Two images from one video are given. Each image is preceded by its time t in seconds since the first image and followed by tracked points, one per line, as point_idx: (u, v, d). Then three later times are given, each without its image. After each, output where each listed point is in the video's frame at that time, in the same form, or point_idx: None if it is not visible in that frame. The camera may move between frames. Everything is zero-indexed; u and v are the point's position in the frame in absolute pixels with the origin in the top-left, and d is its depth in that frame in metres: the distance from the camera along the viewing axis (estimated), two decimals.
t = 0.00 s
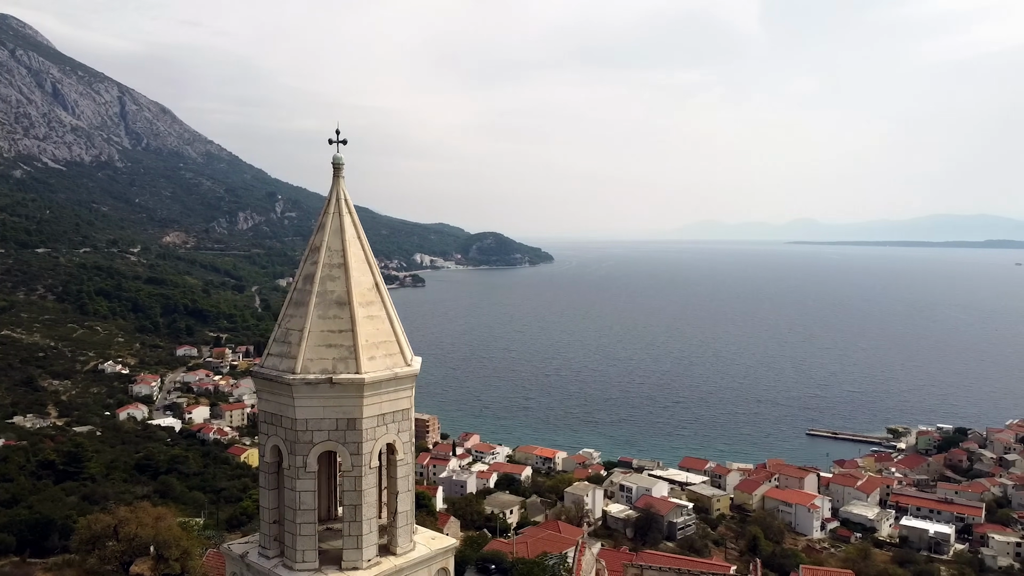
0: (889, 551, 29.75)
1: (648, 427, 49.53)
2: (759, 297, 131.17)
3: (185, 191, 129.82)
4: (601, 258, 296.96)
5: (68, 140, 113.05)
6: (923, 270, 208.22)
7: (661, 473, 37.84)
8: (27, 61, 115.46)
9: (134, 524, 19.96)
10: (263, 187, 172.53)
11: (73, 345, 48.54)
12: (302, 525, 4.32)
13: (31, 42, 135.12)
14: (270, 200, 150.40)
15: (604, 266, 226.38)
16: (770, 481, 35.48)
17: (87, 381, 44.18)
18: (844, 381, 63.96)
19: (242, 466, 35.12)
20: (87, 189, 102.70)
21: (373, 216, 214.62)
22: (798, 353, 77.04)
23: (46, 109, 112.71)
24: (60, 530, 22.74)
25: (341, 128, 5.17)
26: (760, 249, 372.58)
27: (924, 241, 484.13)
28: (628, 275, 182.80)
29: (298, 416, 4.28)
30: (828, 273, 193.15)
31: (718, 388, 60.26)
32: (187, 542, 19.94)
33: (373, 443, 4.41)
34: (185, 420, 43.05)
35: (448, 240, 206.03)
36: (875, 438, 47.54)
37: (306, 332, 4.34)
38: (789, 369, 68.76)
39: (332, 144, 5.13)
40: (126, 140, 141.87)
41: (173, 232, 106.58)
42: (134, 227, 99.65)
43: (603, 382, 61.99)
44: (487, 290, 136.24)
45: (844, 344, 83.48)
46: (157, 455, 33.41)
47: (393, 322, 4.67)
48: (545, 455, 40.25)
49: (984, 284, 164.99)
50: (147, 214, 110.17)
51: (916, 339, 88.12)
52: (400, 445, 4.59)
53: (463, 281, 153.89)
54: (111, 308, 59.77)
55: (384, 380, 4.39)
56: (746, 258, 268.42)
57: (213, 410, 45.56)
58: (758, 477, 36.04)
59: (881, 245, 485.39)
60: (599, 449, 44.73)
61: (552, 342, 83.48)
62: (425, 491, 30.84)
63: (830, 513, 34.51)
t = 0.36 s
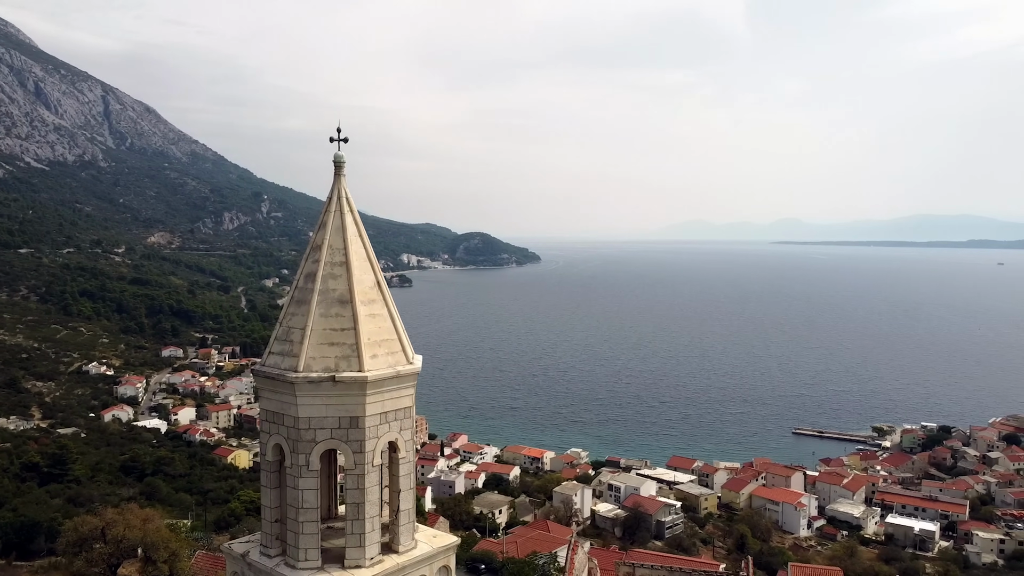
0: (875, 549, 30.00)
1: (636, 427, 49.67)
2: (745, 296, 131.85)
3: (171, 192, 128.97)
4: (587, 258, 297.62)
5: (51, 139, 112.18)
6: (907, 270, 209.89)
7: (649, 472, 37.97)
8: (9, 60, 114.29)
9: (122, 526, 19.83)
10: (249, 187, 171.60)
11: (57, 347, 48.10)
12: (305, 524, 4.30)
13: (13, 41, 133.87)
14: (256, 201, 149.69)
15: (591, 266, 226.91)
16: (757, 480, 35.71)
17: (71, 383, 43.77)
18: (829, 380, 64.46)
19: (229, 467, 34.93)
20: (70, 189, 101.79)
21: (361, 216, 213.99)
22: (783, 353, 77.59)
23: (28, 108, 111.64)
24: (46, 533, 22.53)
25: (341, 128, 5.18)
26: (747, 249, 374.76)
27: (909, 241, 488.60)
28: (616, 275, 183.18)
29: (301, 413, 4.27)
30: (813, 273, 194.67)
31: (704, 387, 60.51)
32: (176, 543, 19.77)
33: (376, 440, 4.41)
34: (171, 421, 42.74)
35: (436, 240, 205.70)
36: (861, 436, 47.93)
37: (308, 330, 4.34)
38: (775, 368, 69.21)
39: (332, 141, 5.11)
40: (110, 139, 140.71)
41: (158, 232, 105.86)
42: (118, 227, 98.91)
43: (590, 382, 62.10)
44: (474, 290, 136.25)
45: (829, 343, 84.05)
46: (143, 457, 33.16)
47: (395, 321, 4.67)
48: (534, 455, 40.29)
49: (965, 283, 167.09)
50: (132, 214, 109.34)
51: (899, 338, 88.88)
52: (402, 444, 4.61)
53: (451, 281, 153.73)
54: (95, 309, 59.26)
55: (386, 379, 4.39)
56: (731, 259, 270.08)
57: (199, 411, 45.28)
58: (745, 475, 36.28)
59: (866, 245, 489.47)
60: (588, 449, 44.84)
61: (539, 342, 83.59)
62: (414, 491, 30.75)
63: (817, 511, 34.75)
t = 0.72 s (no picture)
0: (867, 547, 30.17)
1: (629, 427, 49.72)
2: (736, 296, 132.29)
3: (161, 192, 128.55)
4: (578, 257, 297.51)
5: (41, 139, 111.84)
6: (898, 270, 210.82)
7: (642, 471, 38.07)
8: None
9: (116, 527, 19.70)
10: (241, 186, 171.19)
11: (47, 347, 47.84)
12: (310, 521, 4.31)
13: (3, 40, 133.22)
14: (247, 201, 149.28)
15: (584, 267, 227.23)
16: (749, 479, 35.86)
17: (62, 383, 43.60)
18: (820, 379, 64.69)
19: (221, 468, 34.83)
20: (60, 189, 101.35)
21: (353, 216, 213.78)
22: (774, 352, 77.77)
23: (18, 108, 111.13)
24: (39, 534, 22.42)
25: (348, 126, 5.18)
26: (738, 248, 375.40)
27: (900, 241, 490.10)
28: (608, 275, 183.39)
29: (306, 412, 4.26)
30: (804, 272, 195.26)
31: (697, 387, 60.61)
32: (169, 544, 19.64)
33: (382, 437, 4.41)
34: (162, 422, 42.58)
35: (429, 241, 205.56)
36: (852, 435, 48.15)
37: (313, 327, 4.33)
38: (766, 368, 69.45)
39: (340, 138, 5.11)
40: (100, 139, 140.17)
41: (149, 232, 105.48)
42: (109, 227, 98.52)
43: (583, 382, 62.15)
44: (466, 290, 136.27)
45: (820, 343, 84.40)
46: (135, 458, 33.03)
47: (400, 319, 4.66)
48: (527, 455, 40.32)
49: (954, 283, 168.01)
50: (123, 214, 108.93)
51: (889, 338, 89.33)
52: (407, 441, 4.60)
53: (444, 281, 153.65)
54: (86, 309, 59.00)
55: (391, 377, 4.39)
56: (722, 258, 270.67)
57: (191, 412, 45.13)
58: (738, 475, 36.41)
59: (857, 245, 490.41)
60: (581, 449, 44.91)
61: (531, 342, 83.67)
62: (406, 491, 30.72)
63: (809, 509, 34.89)
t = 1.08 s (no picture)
0: (856, 545, 30.37)
1: (619, 427, 49.83)
2: (725, 296, 132.87)
3: (149, 192, 127.74)
4: (568, 258, 297.60)
5: (27, 138, 111.19)
6: (885, 270, 212.19)
7: (633, 471, 38.19)
8: None
9: (106, 528, 19.57)
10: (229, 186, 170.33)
11: (34, 348, 47.41)
12: (312, 518, 4.29)
13: None
14: (236, 201, 148.51)
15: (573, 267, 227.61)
16: (739, 478, 36.08)
17: (49, 385, 43.21)
18: (808, 379, 64.98)
19: (210, 469, 34.64)
20: (46, 189, 100.53)
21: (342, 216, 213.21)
22: (763, 352, 78.02)
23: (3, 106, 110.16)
24: (27, 536, 22.26)
25: (351, 120, 5.17)
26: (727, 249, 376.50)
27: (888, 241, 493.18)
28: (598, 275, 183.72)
29: (307, 407, 4.25)
30: (793, 272, 196.09)
31: (687, 386, 60.81)
32: (159, 545, 19.51)
33: (383, 433, 4.40)
34: (151, 422, 42.29)
35: (419, 241, 205.31)
36: (841, 434, 48.49)
37: (315, 323, 4.32)
38: (755, 367, 69.77)
39: (342, 133, 5.10)
40: (87, 138, 139.19)
41: (137, 232, 104.80)
42: (96, 227, 97.82)
43: (573, 381, 62.24)
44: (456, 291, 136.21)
45: (809, 342, 84.83)
46: (123, 459, 32.80)
47: (401, 316, 4.66)
48: (517, 455, 40.33)
49: (940, 283, 169.24)
50: (110, 214, 108.16)
51: (877, 337, 89.86)
52: (409, 437, 4.60)
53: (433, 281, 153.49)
54: (73, 310, 58.51)
55: (394, 371, 4.39)
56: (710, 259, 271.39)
57: (180, 412, 44.84)
58: (727, 474, 36.61)
59: (846, 245, 492.83)
60: (571, 448, 44.98)
61: (521, 342, 83.71)
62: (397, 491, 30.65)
63: (798, 507, 35.09)
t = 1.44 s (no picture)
0: (843, 542, 30.58)
1: (608, 426, 49.93)
2: (712, 295, 133.51)
3: (135, 192, 126.81)
4: (555, 257, 297.80)
5: (11, 137, 110.24)
6: (872, 269, 213.64)
7: (622, 470, 38.28)
8: None
9: (94, 529, 19.43)
10: (215, 185, 169.41)
11: (18, 350, 46.91)
12: (314, 514, 4.27)
13: None
14: (223, 200, 147.66)
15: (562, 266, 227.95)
16: (728, 477, 36.25)
17: (34, 386, 42.77)
18: (796, 377, 65.30)
19: (198, 470, 34.41)
20: (30, 189, 99.59)
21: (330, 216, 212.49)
22: (751, 351, 78.32)
23: None
24: (14, 537, 22.14)
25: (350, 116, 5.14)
26: (715, 249, 378.15)
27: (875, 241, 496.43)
28: (587, 275, 183.96)
29: (310, 404, 4.23)
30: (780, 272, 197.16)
31: (675, 386, 60.98)
32: (148, 546, 19.40)
33: (386, 429, 4.39)
34: (138, 424, 41.95)
35: (408, 241, 204.96)
36: (828, 432, 48.79)
37: (316, 319, 4.30)
38: (743, 366, 70.09)
39: (341, 129, 5.09)
40: (72, 138, 138.05)
41: (122, 232, 104.03)
42: (81, 227, 97.00)
43: (562, 381, 62.30)
44: (443, 291, 135.96)
45: (796, 341, 85.26)
46: (110, 460, 32.55)
47: (402, 311, 4.64)
48: (506, 454, 40.31)
49: (925, 282, 170.82)
50: (95, 213, 107.30)
51: (863, 336, 90.40)
52: (410, 432, 4.59)
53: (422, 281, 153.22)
54: (58, 310, 57.97)
55: (396, 367, 4.37)
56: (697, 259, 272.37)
57: (167, 414, 44.49)
58: (716, 472, 36.79)
59: (832, 245, 495.66)
60: (561, 447, 45.03)
61: (510, 342, 83.65)
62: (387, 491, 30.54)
63: (787, 505, 35.28)
